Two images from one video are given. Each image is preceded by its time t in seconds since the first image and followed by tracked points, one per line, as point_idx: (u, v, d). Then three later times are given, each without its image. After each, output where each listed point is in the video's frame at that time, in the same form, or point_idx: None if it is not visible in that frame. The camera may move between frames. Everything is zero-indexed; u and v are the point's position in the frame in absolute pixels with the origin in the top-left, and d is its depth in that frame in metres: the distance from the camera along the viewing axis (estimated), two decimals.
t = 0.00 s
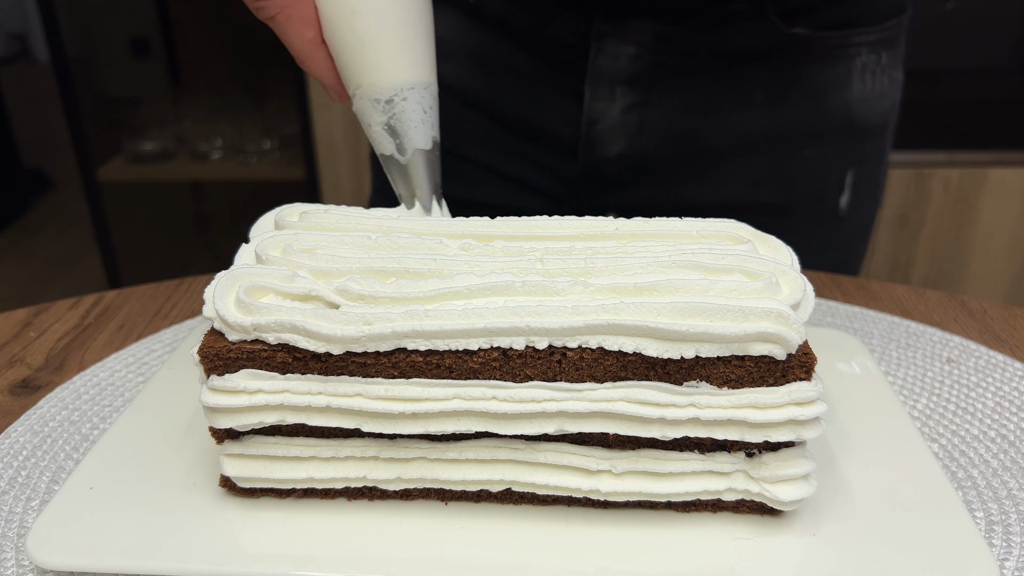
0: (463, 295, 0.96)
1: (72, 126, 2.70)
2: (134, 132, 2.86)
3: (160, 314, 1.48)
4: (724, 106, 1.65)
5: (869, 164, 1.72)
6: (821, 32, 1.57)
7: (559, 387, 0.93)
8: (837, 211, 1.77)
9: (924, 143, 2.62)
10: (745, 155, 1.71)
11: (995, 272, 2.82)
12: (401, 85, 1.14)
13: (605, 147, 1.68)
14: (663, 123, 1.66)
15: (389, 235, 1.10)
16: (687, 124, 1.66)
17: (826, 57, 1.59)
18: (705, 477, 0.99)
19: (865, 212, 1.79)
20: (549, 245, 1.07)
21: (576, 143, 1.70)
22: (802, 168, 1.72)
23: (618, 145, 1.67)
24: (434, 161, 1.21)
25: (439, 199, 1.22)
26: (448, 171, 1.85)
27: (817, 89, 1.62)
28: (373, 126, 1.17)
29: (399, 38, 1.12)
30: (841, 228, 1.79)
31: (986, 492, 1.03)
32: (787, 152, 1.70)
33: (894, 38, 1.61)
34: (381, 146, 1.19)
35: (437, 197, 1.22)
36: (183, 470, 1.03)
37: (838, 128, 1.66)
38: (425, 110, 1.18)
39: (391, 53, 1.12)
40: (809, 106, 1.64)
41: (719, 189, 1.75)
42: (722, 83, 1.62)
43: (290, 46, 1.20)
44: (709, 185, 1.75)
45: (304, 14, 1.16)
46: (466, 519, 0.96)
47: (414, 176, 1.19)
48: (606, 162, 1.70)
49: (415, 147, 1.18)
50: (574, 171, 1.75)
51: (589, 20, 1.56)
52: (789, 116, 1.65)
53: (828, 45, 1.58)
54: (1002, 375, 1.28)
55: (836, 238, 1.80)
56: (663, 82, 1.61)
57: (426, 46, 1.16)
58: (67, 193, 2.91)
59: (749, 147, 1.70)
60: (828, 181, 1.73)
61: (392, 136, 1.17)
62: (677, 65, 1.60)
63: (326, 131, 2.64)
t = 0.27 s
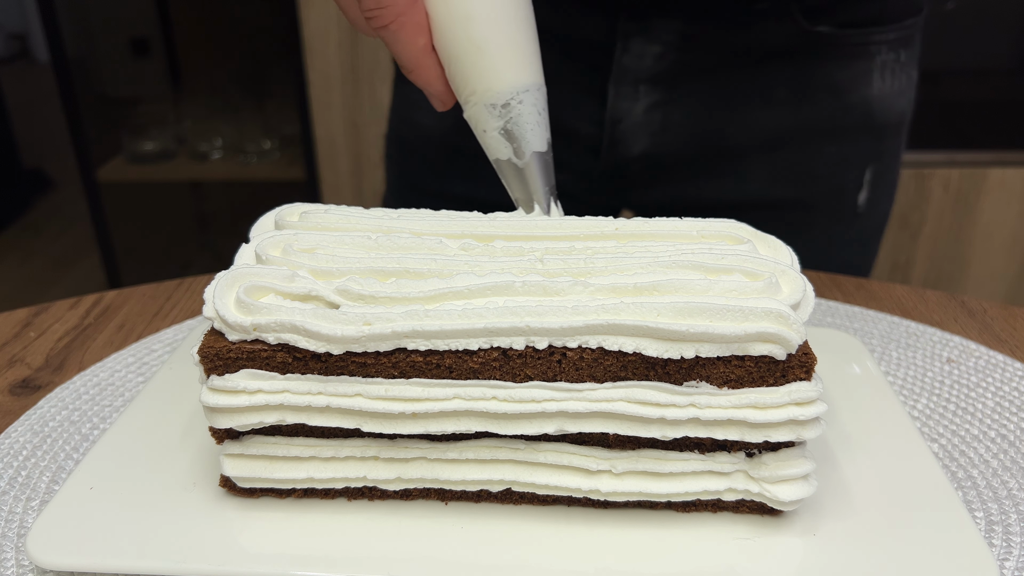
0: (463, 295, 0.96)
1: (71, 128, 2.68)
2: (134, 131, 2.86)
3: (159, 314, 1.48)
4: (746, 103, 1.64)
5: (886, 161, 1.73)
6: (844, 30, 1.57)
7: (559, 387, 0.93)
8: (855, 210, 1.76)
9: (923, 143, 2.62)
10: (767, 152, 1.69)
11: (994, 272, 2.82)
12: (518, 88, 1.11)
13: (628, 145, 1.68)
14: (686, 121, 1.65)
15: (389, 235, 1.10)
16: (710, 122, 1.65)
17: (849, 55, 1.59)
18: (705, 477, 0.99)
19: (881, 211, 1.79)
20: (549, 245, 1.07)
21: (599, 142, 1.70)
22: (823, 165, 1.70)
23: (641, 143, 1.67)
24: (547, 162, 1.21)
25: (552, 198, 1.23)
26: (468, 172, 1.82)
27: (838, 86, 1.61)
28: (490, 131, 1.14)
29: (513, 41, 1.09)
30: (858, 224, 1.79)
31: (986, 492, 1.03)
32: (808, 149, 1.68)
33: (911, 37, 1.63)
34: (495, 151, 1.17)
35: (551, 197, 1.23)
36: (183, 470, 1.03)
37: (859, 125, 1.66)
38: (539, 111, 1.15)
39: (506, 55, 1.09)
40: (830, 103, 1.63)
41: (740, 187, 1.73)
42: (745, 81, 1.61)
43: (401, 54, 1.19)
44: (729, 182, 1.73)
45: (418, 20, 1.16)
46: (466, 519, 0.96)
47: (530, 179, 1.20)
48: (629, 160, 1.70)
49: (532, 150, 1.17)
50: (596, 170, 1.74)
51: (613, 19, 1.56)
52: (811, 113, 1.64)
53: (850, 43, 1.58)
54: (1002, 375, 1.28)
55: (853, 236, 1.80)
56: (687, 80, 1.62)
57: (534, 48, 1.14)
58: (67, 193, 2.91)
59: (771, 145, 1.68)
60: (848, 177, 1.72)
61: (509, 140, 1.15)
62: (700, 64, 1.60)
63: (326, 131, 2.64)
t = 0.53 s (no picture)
0: (463, 295, 0.96)
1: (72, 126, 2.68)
2: (134, 131, 2.86)
3: (160, 314, 1.48)
4: (765, 102, 1.66)
5: (902, 160, 1.73)
6: (864, 28, 1.56)
7: (559, 387, 0.93)
8: (872, 208, 1.76)
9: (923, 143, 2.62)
10: (787, 151, 1.71)
11: (994, 272, 2.82)
12: (630, 89, 1.11)
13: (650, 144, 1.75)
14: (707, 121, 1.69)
15: (389, 235, 1.10)
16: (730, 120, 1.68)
17: (867, 54, 1.60)
18: (705, 477, 0.99)
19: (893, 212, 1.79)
20: (549, 245, 1.07)
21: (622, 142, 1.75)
22: (843, 164, 1.70)
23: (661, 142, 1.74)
24: (657, 162, 1.20)
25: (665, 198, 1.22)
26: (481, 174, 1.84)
27: (858, 84, 1.62)
28: (603, 134, 1.13)
29: (619, 42, 1.09)
30: (875, 223, 1.79)
31: (986, 492, 1.03)
32: (828, 148, 1.69)
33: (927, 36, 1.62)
34: (610, 155, 1.16)
35: (662, 195, 1.22)
36: (183, 470, 1.03)
37: (875, 124, 1.65)
38: (649, 110, 1.14)
39: (615, 58, 1.09)
40: (850, 102, 1.63)
41: (761, 186, 1.75)
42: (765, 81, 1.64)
43: (507, 63, 1.18)
44: (750, 181, 1.75)
45: (527, 29, 1.14)
46: (466, 519, 0.96)
47: (644, 179, 1.19)
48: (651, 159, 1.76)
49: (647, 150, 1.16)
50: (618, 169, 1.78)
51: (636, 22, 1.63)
52: (830, 112, 1.65)
53: (868, 42, 1.58)
54: (1002, 375, 1.28)
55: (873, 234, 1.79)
56: (707, 80, 1.66)
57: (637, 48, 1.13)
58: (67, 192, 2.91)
59: (790, 143, 1.69)
60: (866, 176, 1.71)
61: (622, 141, 1.14)
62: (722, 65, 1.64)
63: (326, 131, 2.63)
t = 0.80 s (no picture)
0: (463, 295, 0.96)
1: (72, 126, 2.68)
2: (134, 131, 2.86)
3: (160, 314, 1.48)
4: (780, 101, 1.66)
5: (913, 161, 1.72)
6: (876, 29, 1.56)
7: (559, 387, 0.93)
8: (881, 207, 1.74)
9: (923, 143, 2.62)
10: (801, 150, 1.71)
11: (995, 272, 2.82)
12: (694, 95, 1.13)
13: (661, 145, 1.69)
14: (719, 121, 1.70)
15: (389, 235, 1.10)
16: (744, 121, 1.69)
17: (877, 53, 1.59)
18: (705, 477, 0.99)
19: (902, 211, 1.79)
20: (549, 245, 1.07)
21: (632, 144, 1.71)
22: (857, 164, 1.69)
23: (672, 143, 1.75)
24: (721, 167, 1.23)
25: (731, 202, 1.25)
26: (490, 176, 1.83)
27: (871, 84, 1.61)
28: (669, 142, 1.16)
29: (682, 49, 1.10)
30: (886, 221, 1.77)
31: (986, 492, 1.03)
32: (841, 147, 1.69)
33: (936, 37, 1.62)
34: (677, 162, 1.18)
35: (728, 197, 1.24)
36: (183, 470, 1.03)
37: (888, 124, 1.65)
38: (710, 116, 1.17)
39: (681, 65, 1.10)
40: (863, 102, 1.63)
41: (774, 185, 1.75)
42: (779, 80, 1.64)
43: (571, 74, 1.16)
44: (763, 180, 1.76)
45: (594, 41, 1.12)
46: (466, 519, 0.96)
47: (711, 185, 1.21)
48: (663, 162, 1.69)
49: (712, 155, 1.19)
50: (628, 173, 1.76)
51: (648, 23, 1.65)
52: (844, 112, 1.65)
53: (880, 42, 1.57)
54: (1002, 375, 1.28)
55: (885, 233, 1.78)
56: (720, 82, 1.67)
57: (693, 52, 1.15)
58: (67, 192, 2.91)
59: (804, 143, 1.70)
60: (878, 174, 1.70)
61: (689, 148, 1.16)
62: (735, 66, 1.64)
63: (326, 131, 2.63)
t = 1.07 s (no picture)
0: (463, 295, 0.96)
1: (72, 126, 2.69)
2: (134, 131, 2.86)
3: (160, 314, 1.48)
4: (779, 102, 1.66)
5: (910, 161, 1.72)
6: (875, 29, 1.56)
7: (559, 387, 0.93)
8: (878, 208, 1.75)
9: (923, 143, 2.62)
10: (801, 150, 1.71)
11: (995, 271, 2.82)
12: (640, 90, 1.12)
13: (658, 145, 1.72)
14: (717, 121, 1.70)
15: (389, 235, 1.10)
16: (743, 122, 1.69)
17: (875, 54, 1.59)
18: (705, 476, 0.99)
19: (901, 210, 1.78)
20: (549, 245, 1.07)
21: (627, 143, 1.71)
22: (855, 164, 1.70)
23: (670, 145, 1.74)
24: (667, 162, 1.21)
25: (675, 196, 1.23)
26: (487, 176, 1.84)
27: (870, 84, 1.61)
28: (615, 135, 1.14)
29: (629, 44, 1.09)
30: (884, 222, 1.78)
31: (986, 492, 1.03)
32: (840, 147, 1.69)
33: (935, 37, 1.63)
34: (622, 156, 1.17)
35: (674, 191, 1.23)
36: (183, 470, 1.03)
37: (888, 123, 1.64)
38: (658, 111, 1.16)
39: (626, 60, 1.09)
40: (862, 102, 1.63)
41: (773, 185, 1.76)
42: (775, 81, 1.64)
43: (519, 68, 1.18)
44: (762, 180, 1.76)
45: (540, 33, 1.14)
46: (466, 519, 0.96)
47: (655, 179, 1.20)
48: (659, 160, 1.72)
49: (657, 150, 1.17)
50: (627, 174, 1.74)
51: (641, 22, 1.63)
52: (842, 112, 1.64)
53: (879, 42, 1.58)
54: (1002, 375, 1.28)
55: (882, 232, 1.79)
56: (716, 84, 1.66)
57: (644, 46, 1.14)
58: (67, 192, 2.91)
59: (803, 143, 1.70)
60: (874, 174, 1.71)
61: (634, 142, 1.15)
62: (732, 66, 1.64)
63: (326, 130, 2.63)
